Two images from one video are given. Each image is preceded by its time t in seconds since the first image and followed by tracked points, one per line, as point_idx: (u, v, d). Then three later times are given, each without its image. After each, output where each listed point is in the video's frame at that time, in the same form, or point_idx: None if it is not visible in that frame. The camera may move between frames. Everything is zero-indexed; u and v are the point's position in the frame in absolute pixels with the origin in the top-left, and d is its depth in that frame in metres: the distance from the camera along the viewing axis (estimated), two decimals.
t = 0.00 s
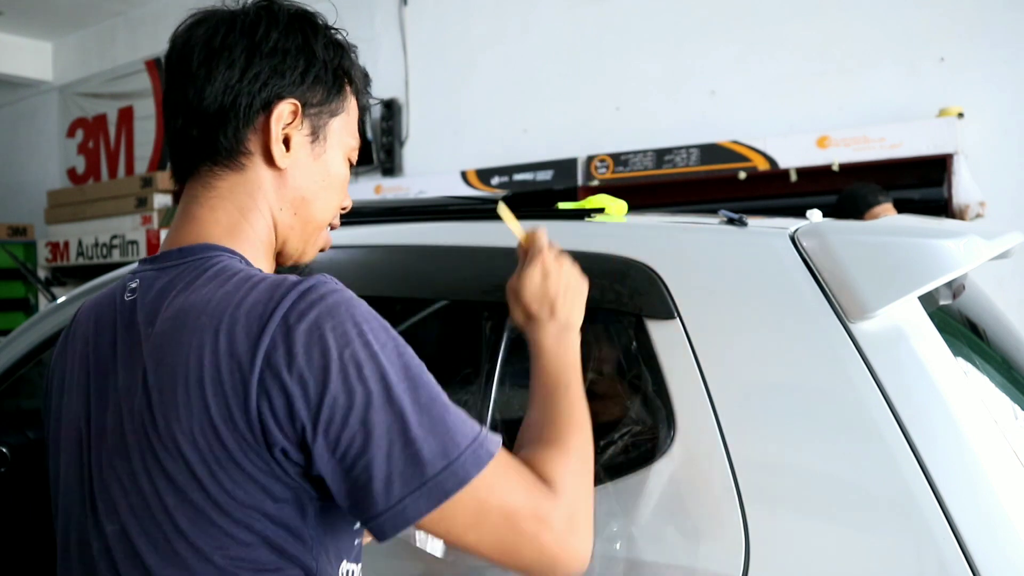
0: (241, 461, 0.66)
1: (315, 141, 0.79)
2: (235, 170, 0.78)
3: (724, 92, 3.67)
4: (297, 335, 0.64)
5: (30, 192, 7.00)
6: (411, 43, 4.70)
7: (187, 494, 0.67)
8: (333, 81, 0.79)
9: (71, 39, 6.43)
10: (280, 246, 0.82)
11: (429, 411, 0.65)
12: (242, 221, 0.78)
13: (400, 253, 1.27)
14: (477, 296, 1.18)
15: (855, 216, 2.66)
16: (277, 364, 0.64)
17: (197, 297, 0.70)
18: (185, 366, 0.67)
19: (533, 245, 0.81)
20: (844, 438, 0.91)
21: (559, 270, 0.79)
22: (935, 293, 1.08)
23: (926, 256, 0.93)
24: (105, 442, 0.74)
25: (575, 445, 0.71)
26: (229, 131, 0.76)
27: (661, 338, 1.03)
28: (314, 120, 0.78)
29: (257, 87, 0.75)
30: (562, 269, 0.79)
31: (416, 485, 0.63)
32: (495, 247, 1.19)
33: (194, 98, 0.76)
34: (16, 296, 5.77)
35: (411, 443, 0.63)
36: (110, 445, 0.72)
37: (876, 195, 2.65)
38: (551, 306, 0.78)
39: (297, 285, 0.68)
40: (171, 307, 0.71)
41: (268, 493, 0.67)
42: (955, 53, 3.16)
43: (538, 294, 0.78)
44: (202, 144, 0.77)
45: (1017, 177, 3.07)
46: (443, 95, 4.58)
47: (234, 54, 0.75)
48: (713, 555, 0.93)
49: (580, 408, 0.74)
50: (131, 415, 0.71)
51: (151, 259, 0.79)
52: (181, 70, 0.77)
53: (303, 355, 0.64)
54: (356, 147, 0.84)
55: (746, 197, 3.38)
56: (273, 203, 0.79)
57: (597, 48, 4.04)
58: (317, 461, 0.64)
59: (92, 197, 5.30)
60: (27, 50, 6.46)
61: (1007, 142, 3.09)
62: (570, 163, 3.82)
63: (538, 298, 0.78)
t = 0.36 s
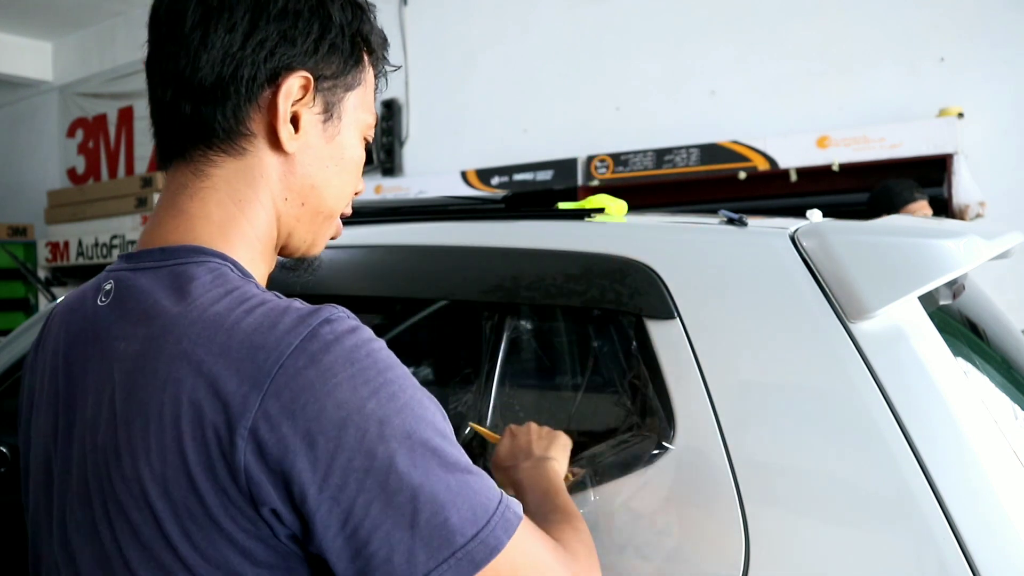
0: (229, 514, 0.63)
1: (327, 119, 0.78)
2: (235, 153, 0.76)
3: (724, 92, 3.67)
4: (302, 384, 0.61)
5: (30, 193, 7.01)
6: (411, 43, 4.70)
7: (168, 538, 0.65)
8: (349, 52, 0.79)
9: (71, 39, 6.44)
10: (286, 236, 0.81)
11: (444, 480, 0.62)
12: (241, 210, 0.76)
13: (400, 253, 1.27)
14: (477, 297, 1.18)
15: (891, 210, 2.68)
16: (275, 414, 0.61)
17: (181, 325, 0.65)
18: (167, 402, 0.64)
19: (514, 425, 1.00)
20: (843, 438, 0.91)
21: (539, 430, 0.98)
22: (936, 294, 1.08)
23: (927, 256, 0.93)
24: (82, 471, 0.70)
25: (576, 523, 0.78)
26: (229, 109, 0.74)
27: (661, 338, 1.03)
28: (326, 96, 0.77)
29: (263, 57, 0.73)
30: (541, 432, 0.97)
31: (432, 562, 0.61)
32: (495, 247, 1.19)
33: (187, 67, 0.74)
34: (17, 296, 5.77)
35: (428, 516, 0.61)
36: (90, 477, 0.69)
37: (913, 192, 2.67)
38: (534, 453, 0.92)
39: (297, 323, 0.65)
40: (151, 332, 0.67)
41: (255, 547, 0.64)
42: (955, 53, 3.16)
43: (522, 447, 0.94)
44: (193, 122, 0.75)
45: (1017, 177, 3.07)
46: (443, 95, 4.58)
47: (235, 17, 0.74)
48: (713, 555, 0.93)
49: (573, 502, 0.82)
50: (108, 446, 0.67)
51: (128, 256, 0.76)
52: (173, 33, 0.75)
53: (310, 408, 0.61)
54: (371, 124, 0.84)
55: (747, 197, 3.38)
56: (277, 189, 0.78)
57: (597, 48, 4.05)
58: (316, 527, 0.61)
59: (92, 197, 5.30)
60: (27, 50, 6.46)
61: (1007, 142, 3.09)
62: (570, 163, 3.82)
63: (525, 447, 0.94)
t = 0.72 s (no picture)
0: (211, 527, 0.63)
1: (320, 117, 0.79)
2: (227, 147, 0.76)
3: (724, 92, 3.67)
4: (281, 397, 0.61)
5: (30, 193, 7.01)
6: (411, 43, 4.70)
7: (150, 551, 0.65)
8: (345, 51, 0.81)
9: (71, 39, 6.43)
10: (273, 234, 0.81)
11: (434, 489, 0.62)
12: (229, 205, 0.76)
13: (400, 252, 1.27)
14: (477, 297, 1.18)
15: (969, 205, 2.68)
16: (254, 426, 0.61)
17: (159, 336, 0.65)
18: (145, 416, 0.64)
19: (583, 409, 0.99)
20: (843, 438, 0.91)
21: (610, 416, 0.96)
22: (936, 294, 1.08)
23: (926, 256, 0.93)
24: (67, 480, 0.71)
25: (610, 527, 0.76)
26: (224, 101, 0.74)
27: (662, 339, 1.03)
28: (321, 94, 0.79)
29: (261, 50, 0.74)
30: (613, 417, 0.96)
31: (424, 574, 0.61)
32: (495, 247, 1.19)
33: (182, 56, 0.74)
34: (16, 296, 5.77)
35: (418, 529, 0.61)
36: (72, 485, 0.70)
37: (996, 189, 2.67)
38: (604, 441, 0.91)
39: (277, 330, 0.64)
40: (130, 343, 0.67)
41: (238, 557, 0.65)
42: (955, 53, 3.16)
43: (591, 434, 0.92)
44: (187, 113, 0.75)
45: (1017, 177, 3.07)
46: (443, 95, 4.58)
47: (235, 9, 0.74)
48: (714, 555, 0.93)
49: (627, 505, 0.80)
50: (90, 459, 0.68)
51: (108, 262, 0.76)
52: (168, 23, 0.75)
53: (290, 421, 0.61)
54: (360, 125, 0.85)
55: (746, 196, 3.37)
56: (267, 185, 0.78)
57: (597, 48, 4.05)
58: (303, 541, 0.62)
59: (92, 197, 5.30)
60: (27, 50, 6.46)
61: (1007, 142, 3.09)
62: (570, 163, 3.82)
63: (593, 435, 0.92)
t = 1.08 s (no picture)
0: (204, 516, 0.63)
1: (330, 131, 0.80)
2: (239, 153, 0.76)
3: (724, 92, 3.67)
4: (273, 388, 0.61)
5: (29, 192, 7.01)
6: (411, 44, 4.70)
7: (147, 539, 0.66)
8: (357, 70, 0.82)
9: (71, 40, 6.44)
10: (279, 241, 0.81)
11: (421, 478, 0.61)
12: (241, 208, 0.76)
13: (400, 252, 1.27)
14: (476, 297, 1.18)
15: None
16: (246, 416, 0.61)
17: (157, 329, 0.66)
18: (143, 407, 0.65)
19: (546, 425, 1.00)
20: (843, 438, 0.91)
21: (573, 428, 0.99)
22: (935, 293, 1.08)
23: (928, 257, 0.93)
24: (73, 471, 0.72)
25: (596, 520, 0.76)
26: (240, 109, 0.75)
27: (662, 339, 1.03)
28: (332, 109, 0.79)
29: (278, 64, 0.75)
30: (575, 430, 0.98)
31: (411, 562, 0.60)
32: (495, 247, 1.19)
33: (204, 65, 0.75)
34: (17, 296, 5.77)
35: (404, 516, 0.60)
36: (78, 475, 0.71)
37: None
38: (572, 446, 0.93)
39: (272, 323, 0.65)
40: (130, 335, 0.68)
41: (230, 550, 0.64)
42: (955, 52, 3.16)
43: (557, 443, 0.94)
44: (203, 119, 0.76)
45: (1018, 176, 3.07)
46: (443, 95, 4.58)
47: (256, 23, 0.75)
48: (712, 556, 0.93)
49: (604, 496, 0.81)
50: (93, 449, 0.69)
51: (117, 261, 0.78)
52: (191, 31, 0.76)
53: (281, 411, 0.61)
54: (366, 143, 0.86)
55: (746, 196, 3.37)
56: (276, 194, 0.78)
57: (597, 48, 4.05)
58: (292, 528, 0.61)
59: (92, 197, 5.30)
60: (27, 50, 6.46)
61: (1008, 142, 3.09)
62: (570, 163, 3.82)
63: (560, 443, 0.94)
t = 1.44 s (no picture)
0: (190, 491, 0.67)
1: (321, 145, 0.84)
2: (236, 163, 0.81)
3: (724, 92, 3.67)
4: (255, 369, 0.65)
5: (30, 192, 7.00)
6: (411, 44, 4.70)
7: (136, 515, 0.69)
8: (346, 90, 0.86)
9: (72, 40, 6.43)
10: (271, 248, 0.84)
11: (393, 455, 0.64)
12: (238, 215, 0.80)
13: (400, 252, 1.27)
14: (476, 297, 1.18)
15: None
16: (229, 395, 0.64)
17: (151, 316, 0.70)
18: (136, 388, 0.68)
19: (507, 438, 1.04)
20: (843, 438, 0.91)
21: (535, 437, 1.03)
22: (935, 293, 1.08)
23: (928, 257, 0.93)
24: (72, 453, 0.76)
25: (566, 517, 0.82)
26: (236, 122, 0.80)
27: (662, 339, 1.03)
28: (323, 125, 0.84)
29: (272, 81, 0.80)
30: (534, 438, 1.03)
31: (383, 535, 0.63)
32: (496, 247, 1.19)
33: (205, 82, 0.80)
34: (17, 296, 5.77)
35: (376, 490, 0.63)
36: (76, 455, 0.75)
37: None
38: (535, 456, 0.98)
39: (256, 310, 0.68)
40: (129, 322, 0.72)
41: (214, 524, 0.67)
42: (955, 52, 3.16)
43: (523, 456, 0.99)
44: (202, 131, 0.81)
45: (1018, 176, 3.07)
46: (443, 95, 4.58)
47: (252, 45, 0.80)
48: (711, 555, 0.93)
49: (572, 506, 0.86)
50: (90, 430, 0.73)
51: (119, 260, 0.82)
52: (193, 54, 0.82)
53: (260, 390, 0.64)
54: (356, 159, 0.89)
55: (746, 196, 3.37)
56: (269, 203, 0.82)
57: (597, 48, 4.05)
58: (271, 502, 0.64)
59: (92, 197, 5.30)
60: (27, 50, 6.46)
61: (1008, 142, 3.08)
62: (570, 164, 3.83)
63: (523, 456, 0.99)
